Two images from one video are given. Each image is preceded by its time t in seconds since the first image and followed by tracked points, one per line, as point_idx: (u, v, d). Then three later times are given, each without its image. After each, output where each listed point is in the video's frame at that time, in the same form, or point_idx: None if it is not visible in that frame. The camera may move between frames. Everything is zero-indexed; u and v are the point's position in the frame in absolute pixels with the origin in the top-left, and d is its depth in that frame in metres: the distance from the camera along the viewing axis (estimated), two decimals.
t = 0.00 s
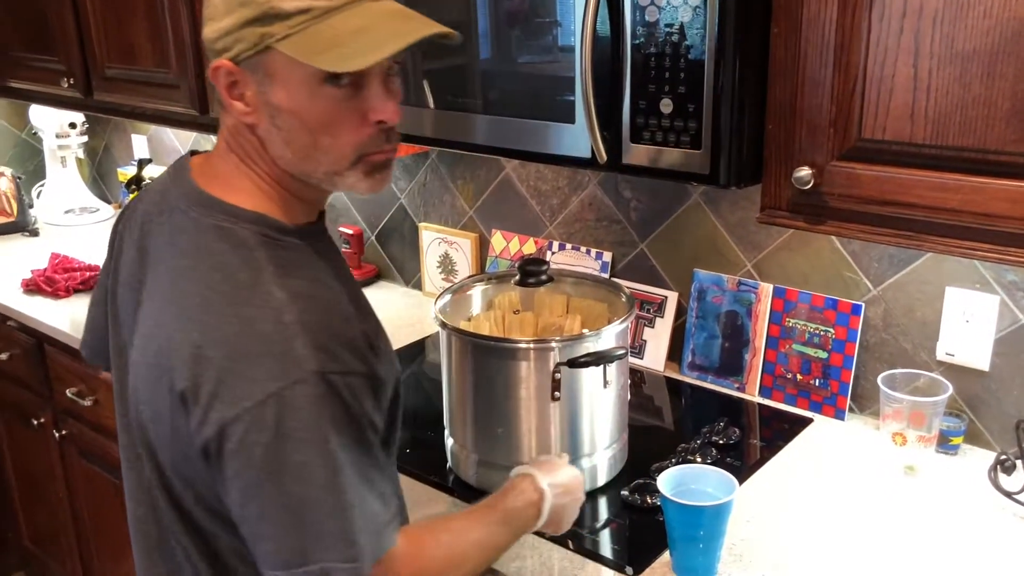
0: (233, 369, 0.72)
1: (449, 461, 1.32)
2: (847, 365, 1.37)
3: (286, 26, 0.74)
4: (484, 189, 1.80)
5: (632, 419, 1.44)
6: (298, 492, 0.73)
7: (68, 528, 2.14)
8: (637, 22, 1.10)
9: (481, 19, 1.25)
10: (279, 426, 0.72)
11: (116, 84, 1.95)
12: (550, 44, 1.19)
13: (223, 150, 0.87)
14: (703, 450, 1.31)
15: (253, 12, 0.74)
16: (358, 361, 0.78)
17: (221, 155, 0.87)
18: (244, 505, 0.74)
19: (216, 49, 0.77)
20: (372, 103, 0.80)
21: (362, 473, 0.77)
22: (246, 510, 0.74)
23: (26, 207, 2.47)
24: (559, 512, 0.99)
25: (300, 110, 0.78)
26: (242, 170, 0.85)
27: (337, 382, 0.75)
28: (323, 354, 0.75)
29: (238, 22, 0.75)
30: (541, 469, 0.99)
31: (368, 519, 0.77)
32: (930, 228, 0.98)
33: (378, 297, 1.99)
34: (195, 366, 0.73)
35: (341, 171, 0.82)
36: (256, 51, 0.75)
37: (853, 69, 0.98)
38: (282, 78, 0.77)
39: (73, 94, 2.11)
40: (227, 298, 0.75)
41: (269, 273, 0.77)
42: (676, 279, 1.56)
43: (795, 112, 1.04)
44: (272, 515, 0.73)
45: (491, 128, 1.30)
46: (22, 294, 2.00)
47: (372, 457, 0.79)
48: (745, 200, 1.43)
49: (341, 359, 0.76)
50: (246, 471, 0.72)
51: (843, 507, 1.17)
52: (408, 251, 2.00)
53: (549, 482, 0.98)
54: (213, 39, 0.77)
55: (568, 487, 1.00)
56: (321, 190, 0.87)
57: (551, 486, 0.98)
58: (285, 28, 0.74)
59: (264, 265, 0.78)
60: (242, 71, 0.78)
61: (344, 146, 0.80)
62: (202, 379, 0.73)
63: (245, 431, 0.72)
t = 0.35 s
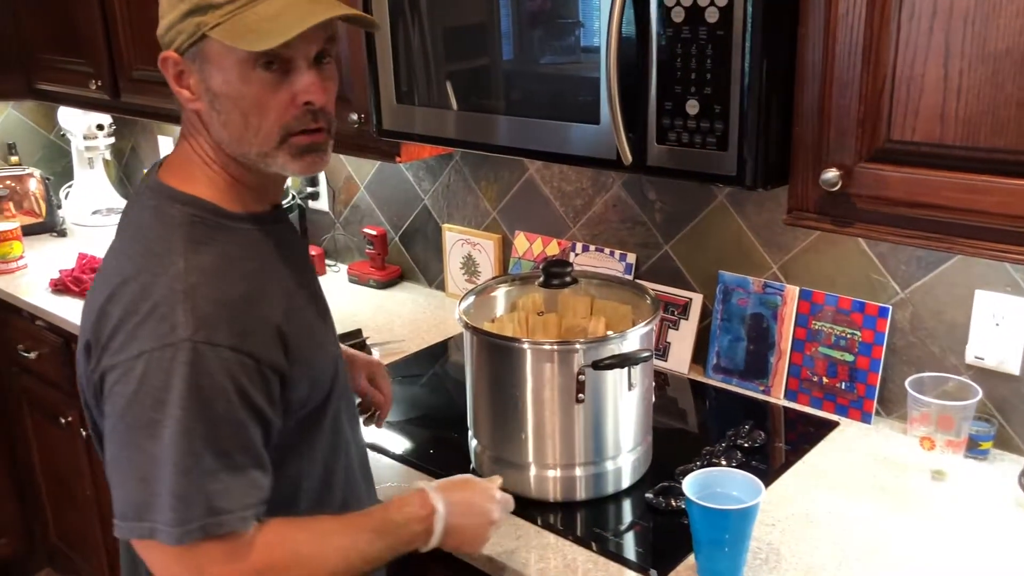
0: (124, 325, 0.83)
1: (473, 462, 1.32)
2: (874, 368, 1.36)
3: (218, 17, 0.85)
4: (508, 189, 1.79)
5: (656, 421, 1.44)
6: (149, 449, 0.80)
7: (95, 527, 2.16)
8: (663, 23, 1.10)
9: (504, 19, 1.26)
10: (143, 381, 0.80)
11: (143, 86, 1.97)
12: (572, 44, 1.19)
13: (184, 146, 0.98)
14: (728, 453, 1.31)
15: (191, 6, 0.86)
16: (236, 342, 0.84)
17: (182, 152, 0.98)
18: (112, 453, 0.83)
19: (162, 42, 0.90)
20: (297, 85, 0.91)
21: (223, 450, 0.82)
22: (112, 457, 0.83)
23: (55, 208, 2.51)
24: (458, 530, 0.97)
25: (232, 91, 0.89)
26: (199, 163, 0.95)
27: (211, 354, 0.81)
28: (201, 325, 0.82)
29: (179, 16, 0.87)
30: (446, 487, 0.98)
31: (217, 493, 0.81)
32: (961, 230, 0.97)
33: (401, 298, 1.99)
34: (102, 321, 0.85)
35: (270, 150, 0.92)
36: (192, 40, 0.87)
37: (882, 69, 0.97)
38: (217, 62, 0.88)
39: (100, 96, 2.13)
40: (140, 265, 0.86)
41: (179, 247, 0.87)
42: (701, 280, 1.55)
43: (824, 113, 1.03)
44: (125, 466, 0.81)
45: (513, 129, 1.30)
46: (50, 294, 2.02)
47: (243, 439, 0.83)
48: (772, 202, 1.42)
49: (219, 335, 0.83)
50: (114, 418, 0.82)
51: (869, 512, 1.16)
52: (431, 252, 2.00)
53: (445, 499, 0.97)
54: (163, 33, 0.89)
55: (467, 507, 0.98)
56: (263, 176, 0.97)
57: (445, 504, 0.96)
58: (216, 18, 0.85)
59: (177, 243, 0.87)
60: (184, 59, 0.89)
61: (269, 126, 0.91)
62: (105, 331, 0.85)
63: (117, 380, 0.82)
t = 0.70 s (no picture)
0: (98, 307, 0.87)
1: (498, 466, 1.32)
2: (902, 374, 1.34)
3: (309, 34, 0.90)
4: (532, 193, 1.80)
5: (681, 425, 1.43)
6: (119, 427, 0.83)
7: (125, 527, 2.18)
8: (690, 26, 1.10)
9: (527, 23, 1.27)
10: (112, 361, 0.83)
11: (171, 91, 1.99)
12: (595, 47, 1.20)
13: (188, 148, 0.96)
14: (754, 458, 1.30)
15: (279, 19, 0.88)
16: (204, 326, 0.86)
17: (186, 154, 0.96)
18: (84, 431, 0.86)
19: (221, 43, 0.88)
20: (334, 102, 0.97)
21: (190, 430, 0.84)
22: (84, 434, 0.86)
23: (83, 213, 2.58)
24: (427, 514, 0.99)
25: (298, 101, 0.92)
26: (208, 165, 0.95)
27: (178, 337, 0.84)
28: (171, 310, 0.85)
29: (260, 24, 0.87)
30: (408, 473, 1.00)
31: (183, 471, 0.84)
32: (992, 234, 0.96)
33: (426, 301, 2.00)
34: (77, 305, 0.89)
35: (303, 155, 0.96)
36: (273, 50, 0.89)
37: (911, 73, 0.96)
38: (288, 74, 0.91)
39: (129, 101, 2.15)
40: (116, 252, 0.89)
41: (156, 236, 0.89)
42: (726, 284, 1.55)
43: (852, 117, 1.02)
44: (96, 443, 0.84)
45: (537, 133, 1.30)
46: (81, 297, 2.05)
47: (209, 420, 0.86)
48: (799, 206, 1.41)
49: (189, 319, 0.85)
50: (86, 397, 0.85)
51: (898, 518, 1.15)
52: (456, 256, 2.01)
53: (407, 487, 0.98)
54: (223, 36, 0.88)
55: (432, 490, 0.99)
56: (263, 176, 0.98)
57: (405, 495, 0.97)
58: (306, 35, 0.90)
59: (155, 232, 0.90)
60: (248, 66, 0.89)
61: (314, 135, 0.95)
62: (82, 313, 0.89)
63: (90, 361, 0.85)
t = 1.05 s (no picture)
0: (145, 323, 0.84)
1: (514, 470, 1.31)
2: (921, 377, 1.33)
3: (318, 31, 0.90)
4: (548, 196, 1.79)
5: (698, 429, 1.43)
6: (193, 437, 0.81)
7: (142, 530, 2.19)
8: (706, 28, 1.09)
9: (542, 25, 1.26)
10: (177, 373, 0.80)
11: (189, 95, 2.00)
12: (610, 50, 1.19)
13: (194, 153, 0.95)
14: (772, 462, 1.29)
15: (291, 17, 0.88)
16: (258, 325, 0.85)
17: (194, 160, 0.95)
18: (149, 451, 0.82)
19: (234, 41, 0.87)
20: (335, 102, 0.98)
21: (262, 429, 0.83)
22: (150, 455, 0.82)
23: (101, 216, 2.58)
24: (494, 496, 1.01)
25: (307, 98, 0.92)
26: (227, 171, 0.94)
27: (237, 339, 0.83)
28: (224, 312, 0.83)
29: (272, 22, 0.87)
30: (471, 458, 1.01)
31: (262, 471, 0.82)
32: (1013, 237, 0.95)
33: (442, 304, 2.00)
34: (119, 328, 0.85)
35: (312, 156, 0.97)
36: (286, 48, 0.89)
37: (931, 75, 0.95)
38: (298, 72, 0.91)
39: (146, 105, 2.16)
40: (152, 267, 0.87)
41: (186, 244, 0.89)
42: (743, 287, 1.54)
43: (871, 119, 1.02)
44: (169, 459, 0.81)
45: (551, 136, 1.30)
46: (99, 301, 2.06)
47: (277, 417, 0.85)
48: (816, 208, 1.40)
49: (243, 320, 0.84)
50: (146, 417, 0.81)
51: (917, 523, 1.14)
52: (471, 259, 2.01)
53: (474, 474, 1.00)
54: (236, 35, 0.87)
55: (494, 469, 1.01)
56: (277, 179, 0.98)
57: (472, 480, 0.99)
58: (316, 32, 0.90)
59: (185, 239, 0.89)
60: (260, 64, 0.89)
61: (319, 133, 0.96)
62: (124, 334, 0.85)
63: (147, 379, 0.81)
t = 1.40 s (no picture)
0: (207, 352, 0.80)
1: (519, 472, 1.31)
2: (928, 379, 1.33)
3: (357, 40, 0.87)
4: (554, 197, 1.79)
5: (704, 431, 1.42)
6: (270, 464, 0.79)
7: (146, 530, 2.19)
8: (712, 29, 1.09)
9: (547, 25, 1.26)
10: (251, 401, 0.78)
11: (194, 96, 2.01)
12: (617, 50, 1.19)
13: (226, 165, 0.91)
14: (778, 464, 1.29)
15: (331, 23, 0.85)
16: (323, 341, 0.84)
17: (225, 172, 0.91)
18: (223, 484, 0.80)
19: (270, 46, 0.84)
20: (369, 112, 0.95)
21: (334, 449, 0.82)
22: (224, 488, 0.80)
23: (107, 216, 2.56)
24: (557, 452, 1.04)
25: (343, 109, 0.89)
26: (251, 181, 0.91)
27: (305, 359, 0.81)
28: (291, 332, 0.81)
29: (312, 28, 0.84)
30: (542, 424, 1.01)
31: (341, 492, 0.82)
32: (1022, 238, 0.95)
33: (448, 306, 2.00)
34: (175, 357, 0.82)
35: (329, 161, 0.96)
36: (323, 55, 0.85)
37: (938, 76, 0.95)
38: (336, 81, 0.88)
39: (153, 107, 2.17)
40: (204, 289, 0.83)
41: (238, 264, 0.85)
42: (749, 289, 1.53)
43: (878, 120, 1.01)
44: (246, 491, 0.79)
45: (557, 137, 1.29)
46: (104, 301, 2.07)
47: (346, 434, 0.84)
48: (822, 209, 1.40)
49: (308, 338, 0.82)
50: (218, 447, 0.79)
51: (925, 525, 1.14)
52: (477, 260, 2.01)
53: (543, 443, 1.00)
54: (272, 38, 0.84)
55: (558, 432, 1.02)
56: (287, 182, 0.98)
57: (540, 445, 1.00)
58: (355, 41, 0.87)
59: (233, 259, 0.86)
60: (296, 70, 0.86)
61: (354, 147, 0.93)
62: (183, 364, 0.81)
63: (217, 409, 0.79)
